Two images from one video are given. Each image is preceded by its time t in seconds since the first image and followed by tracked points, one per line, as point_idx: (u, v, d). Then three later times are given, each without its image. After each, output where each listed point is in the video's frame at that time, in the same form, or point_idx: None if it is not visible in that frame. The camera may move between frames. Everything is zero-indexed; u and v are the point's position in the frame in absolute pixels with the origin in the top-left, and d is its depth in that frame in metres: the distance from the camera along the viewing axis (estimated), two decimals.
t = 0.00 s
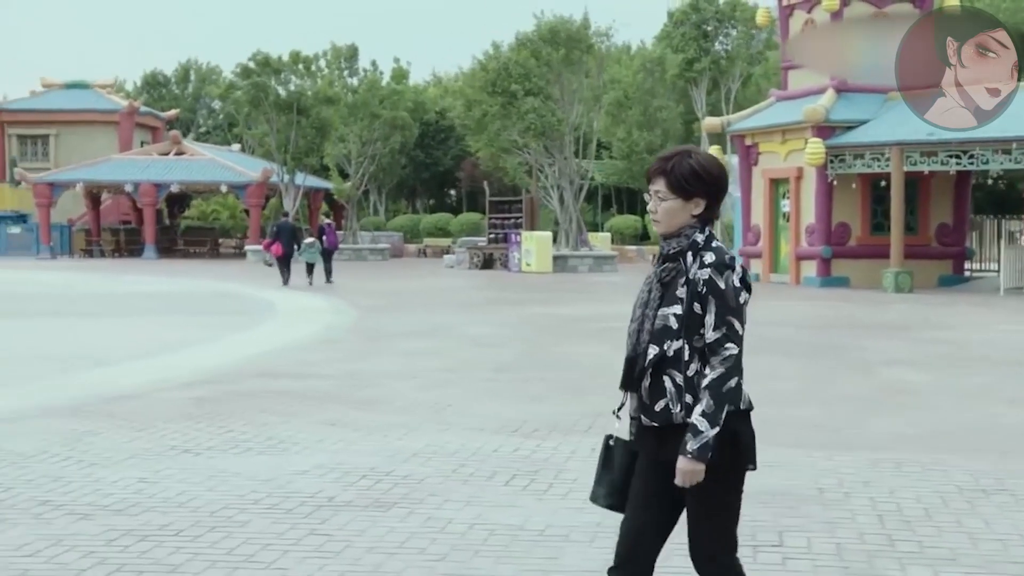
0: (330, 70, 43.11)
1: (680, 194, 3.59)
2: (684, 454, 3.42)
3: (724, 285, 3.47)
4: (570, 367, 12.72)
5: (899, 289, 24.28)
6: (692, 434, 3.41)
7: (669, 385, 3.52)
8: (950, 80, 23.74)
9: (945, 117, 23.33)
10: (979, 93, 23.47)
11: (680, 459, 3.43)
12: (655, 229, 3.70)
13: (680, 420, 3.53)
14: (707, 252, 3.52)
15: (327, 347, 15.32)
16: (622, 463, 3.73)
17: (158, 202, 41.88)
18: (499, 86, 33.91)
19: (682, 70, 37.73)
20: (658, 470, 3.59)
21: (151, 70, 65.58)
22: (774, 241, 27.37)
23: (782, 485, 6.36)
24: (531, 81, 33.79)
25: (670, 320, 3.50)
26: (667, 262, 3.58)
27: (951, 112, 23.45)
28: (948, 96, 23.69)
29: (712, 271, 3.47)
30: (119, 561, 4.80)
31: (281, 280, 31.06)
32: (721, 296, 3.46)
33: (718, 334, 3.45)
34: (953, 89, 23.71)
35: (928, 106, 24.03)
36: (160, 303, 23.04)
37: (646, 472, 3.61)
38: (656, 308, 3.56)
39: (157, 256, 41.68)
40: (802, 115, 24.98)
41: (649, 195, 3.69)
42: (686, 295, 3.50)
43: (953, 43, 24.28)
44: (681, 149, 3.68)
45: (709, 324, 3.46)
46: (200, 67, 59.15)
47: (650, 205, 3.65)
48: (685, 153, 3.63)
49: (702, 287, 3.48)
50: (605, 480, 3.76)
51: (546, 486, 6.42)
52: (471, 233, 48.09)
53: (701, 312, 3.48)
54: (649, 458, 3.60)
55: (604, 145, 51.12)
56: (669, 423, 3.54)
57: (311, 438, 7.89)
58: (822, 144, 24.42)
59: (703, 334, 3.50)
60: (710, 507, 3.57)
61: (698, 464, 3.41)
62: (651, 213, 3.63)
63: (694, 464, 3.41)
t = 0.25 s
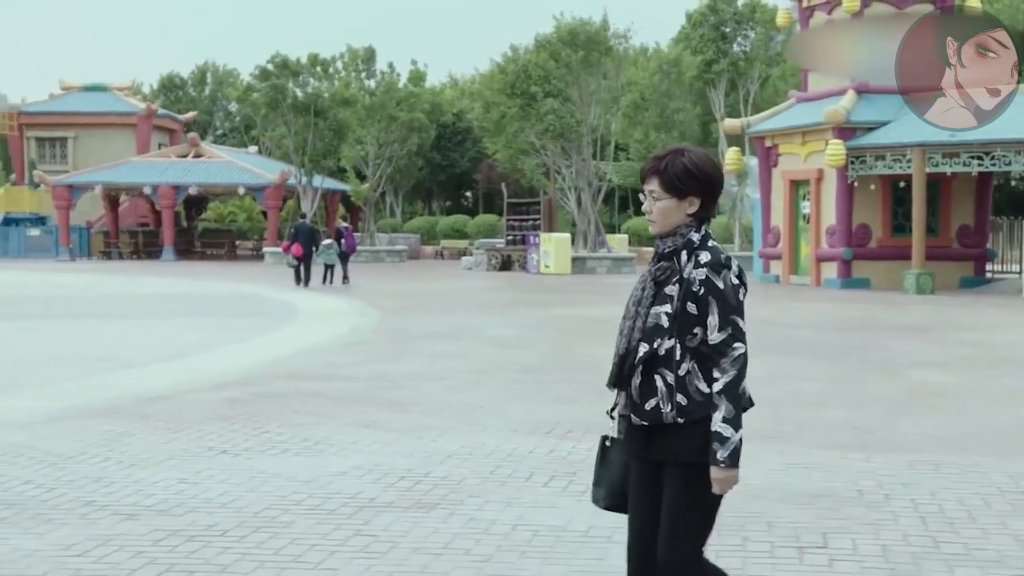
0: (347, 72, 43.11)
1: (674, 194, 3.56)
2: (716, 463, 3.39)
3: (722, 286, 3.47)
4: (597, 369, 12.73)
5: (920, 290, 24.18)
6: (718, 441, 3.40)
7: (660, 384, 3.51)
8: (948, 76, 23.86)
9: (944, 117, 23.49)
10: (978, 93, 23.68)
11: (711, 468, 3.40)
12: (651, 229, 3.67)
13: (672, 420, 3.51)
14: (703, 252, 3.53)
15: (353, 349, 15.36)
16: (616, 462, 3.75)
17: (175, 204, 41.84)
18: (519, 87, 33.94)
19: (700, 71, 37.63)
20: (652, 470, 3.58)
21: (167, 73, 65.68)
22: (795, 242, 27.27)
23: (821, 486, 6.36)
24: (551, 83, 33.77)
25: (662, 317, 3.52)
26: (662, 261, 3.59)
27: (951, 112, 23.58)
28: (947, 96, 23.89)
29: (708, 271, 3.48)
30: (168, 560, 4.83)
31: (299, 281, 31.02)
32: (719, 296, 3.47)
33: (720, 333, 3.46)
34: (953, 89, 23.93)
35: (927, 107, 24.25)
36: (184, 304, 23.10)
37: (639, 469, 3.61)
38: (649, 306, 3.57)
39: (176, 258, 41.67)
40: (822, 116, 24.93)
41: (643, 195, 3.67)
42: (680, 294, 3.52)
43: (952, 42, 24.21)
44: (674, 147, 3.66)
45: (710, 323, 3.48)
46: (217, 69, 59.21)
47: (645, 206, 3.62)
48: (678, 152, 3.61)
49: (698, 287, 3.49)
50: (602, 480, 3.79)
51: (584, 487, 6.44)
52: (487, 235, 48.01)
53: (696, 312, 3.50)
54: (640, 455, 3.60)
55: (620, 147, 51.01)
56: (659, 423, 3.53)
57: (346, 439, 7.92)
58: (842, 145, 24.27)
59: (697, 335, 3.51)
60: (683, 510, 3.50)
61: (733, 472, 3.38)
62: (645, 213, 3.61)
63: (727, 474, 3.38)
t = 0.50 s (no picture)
0: (371, 72, 43.08)
1: (681, 194, 3.53)
2: (738, 463, 3.35)
3: (735, 285, 3.42)
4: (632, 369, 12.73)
5: (950, 290, 24.02)
6: (740, 443, 3.36)
7: (675, 387, 3.47)
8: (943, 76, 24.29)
9: (945, 117, 23.79)
10: (979, 93, 23.96)
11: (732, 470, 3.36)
12: (659, 229, 3.64)
13: (687, 423, 3.46)
14: (713, 251, 3.47)
15: (386, 349, 15.37)
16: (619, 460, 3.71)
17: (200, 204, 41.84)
18: (544, 87, 33.88)
19: (725, 71, 37.47)
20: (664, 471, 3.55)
21: (190, 74, 65.81)
22: (822, 241, 27.09)
23: (869, 487, 6.35)
24: (578, 82, 33.70)
25: (675, 321, 3.47)
26: (672, 262, 3.54)
27: (951, 112, 23.96)
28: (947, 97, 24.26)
29: (720, 270, 3.42)
30: (226, 558, 4.87)
31: (322, 281, 30.99)
32: (732, 296, 3.41)
33: (735, 334, 3.41)
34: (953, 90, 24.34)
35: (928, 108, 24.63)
36: (213, 302, 23.15)
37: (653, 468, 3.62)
38: (660, 308, 3.52)
39: (200, 258, 41.68)
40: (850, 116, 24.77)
41: (649, 196, 3.63)
42: (691, 296, 3.46)
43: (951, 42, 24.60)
44: (678, 149, 3.62)
45: (725, 324, 3.42)
46: (240, 70, 59.25)
47: (651, 206, 3.59)
48: (683, 153, 3.57)
49: (709, 288, 3.43)
50: (610, 479, 3.70)
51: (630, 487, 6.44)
52: (509, 235, 47.89)
53: (709, 313, 3.44)
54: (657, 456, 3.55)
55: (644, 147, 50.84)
56: (676, 426, 3.48)
57: (388, 438, 7.95)
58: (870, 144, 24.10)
59: (710, 337, 3.45)
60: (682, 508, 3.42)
61: (755, 474, 3.34)
62: (652, 214, 3.58)
63: (749, 474, 3.34)
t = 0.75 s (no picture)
0: (392, 73, 43.08)
1: (686, 203, 3.50)
2: (739, 478, 3.35)
3: (738, 296, 3.40)
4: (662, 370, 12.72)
5: (975, 291, 23.81)
6: (740, 457, 3.35)
7: (677, 399, 3.45)
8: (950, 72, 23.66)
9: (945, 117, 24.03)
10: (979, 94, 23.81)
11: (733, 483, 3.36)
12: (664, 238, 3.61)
13: (689, 436, 3.45)
14: (716, 261, 3.44)
15: (415, 350, 15.37)
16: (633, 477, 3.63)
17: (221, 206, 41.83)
18: (567, 88, 34.01)
19: (748, 72, 37.38)
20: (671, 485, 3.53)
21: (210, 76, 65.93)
22: (845, 243, 26.98)
23: (909, 489, 6.32)
24: (601, 82, 33.70)
25: (677, 331, 3.45)
26: (676, 271, 3.52)
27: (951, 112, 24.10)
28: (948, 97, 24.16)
29: (723, 281, 3.40)
30: (273, 557, 4.89)
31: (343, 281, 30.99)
32: (735, 308, 3.40)
33: (738, 346, 3.39)
34: (953, 90, 24.10)
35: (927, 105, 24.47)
36: (238, 303, 23.17)
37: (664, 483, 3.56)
38: (663, 318, 3.50)
39: (221, 259, 41.68)
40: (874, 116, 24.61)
41: (654, 204, 3.61)
42: (693, 307, 3.44)
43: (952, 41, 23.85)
44: (682, 157, 3.59)
45: (728, 336, 3.40)
46: (261, 71, 59.29)
47: (656, 215, 3.57)
48: (688, 160, 3.54)
49: (712, 298, 3.41)
50: (620, 490, 3.66)
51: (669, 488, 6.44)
52: (529, 236, 47.77)
53: (711, 325, 3.42)
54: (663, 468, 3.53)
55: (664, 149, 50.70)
56: (678, 438, 3.47)
57: (424, 439, 7.96)
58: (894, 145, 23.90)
59: (712, 348, 3.43)
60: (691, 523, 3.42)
61: (756, 489, 3.34)
62: (657, 223, 3.55)
63: (749, 488, 3.34)
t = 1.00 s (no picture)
0: (414, 70, 42.96)
1: (692, 192, 3.39)
2: (726, 469, 3.24)
3: (742, 287, 3.29)
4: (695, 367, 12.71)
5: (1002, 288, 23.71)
6: (729, 448, 3.24)
7: (677, 390, 3.34)
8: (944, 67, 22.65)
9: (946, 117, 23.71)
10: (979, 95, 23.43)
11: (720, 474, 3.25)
12: (670, 229, 3.50)
13: (690, 429, 3.35)
14: (723, 251, 3.34)
15: (444, 347, 15.38)
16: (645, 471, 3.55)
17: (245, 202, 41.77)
18: (590, 84, 33.83)
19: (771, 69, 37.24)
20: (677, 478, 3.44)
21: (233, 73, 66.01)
22: (871, 240, 26.82)
23: (951, 486, 6.29)
24: (624, 79, 33.67)
25: (679, 320, 3.34)
26: (682, 260, 3.42)
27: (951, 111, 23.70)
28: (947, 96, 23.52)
29: (728, 271, 3.30)
30: (318, 553, 4.90)
31: (365, 278, 30.96)
32: (738, 299, 3.29)
33: (737, 338, 3.28)
34: (952, 89, 23.41)
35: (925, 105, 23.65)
36: (264, 299, 23.22)
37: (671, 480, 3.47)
38: (667, 307, 3.40)
39: (245, 256, 41.65)
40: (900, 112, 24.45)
41: (662, 192, 3.50)
42: (698, 295, 3.34)
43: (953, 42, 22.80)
44: (689, 144, 3.49)
45: (728, 327, 3.29)
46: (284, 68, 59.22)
47: (661, 205, 3.47)
48: (695, 149, 3.44)
49: (716, 288, 3.31)
50: (635, 485, 3.59)
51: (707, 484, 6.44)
52: (551, 233, 47.64)
53: (714, 314, 3.31)
54: (666, 462, 3.43)
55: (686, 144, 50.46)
56: (678, 430, 3.36)
57: (461, 435, 7.98)
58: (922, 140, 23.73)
59: (714, 338, 3.32)
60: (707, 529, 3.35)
61: (743, 481, 3.22)
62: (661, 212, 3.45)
63: (737, 481, 3.22)
